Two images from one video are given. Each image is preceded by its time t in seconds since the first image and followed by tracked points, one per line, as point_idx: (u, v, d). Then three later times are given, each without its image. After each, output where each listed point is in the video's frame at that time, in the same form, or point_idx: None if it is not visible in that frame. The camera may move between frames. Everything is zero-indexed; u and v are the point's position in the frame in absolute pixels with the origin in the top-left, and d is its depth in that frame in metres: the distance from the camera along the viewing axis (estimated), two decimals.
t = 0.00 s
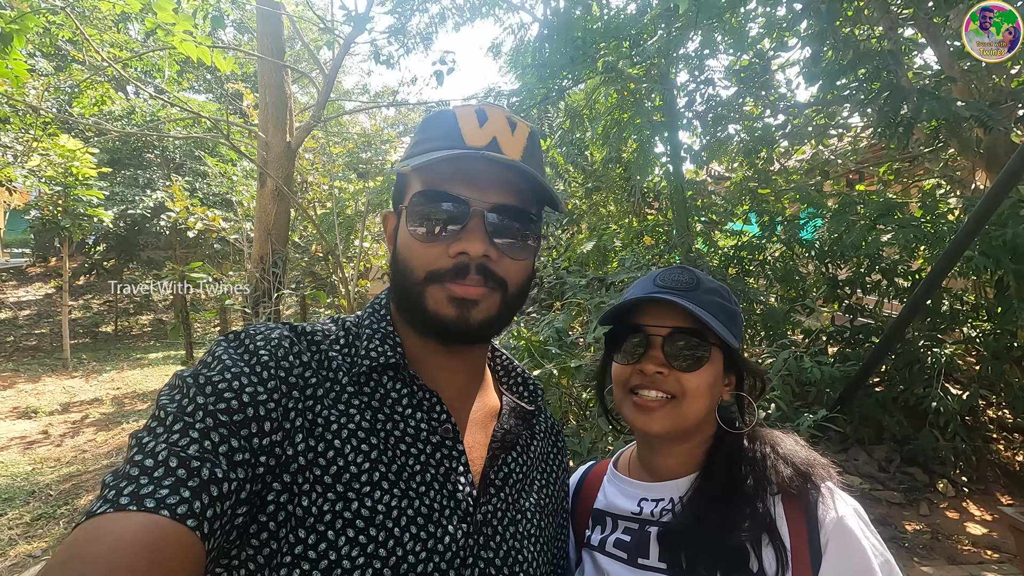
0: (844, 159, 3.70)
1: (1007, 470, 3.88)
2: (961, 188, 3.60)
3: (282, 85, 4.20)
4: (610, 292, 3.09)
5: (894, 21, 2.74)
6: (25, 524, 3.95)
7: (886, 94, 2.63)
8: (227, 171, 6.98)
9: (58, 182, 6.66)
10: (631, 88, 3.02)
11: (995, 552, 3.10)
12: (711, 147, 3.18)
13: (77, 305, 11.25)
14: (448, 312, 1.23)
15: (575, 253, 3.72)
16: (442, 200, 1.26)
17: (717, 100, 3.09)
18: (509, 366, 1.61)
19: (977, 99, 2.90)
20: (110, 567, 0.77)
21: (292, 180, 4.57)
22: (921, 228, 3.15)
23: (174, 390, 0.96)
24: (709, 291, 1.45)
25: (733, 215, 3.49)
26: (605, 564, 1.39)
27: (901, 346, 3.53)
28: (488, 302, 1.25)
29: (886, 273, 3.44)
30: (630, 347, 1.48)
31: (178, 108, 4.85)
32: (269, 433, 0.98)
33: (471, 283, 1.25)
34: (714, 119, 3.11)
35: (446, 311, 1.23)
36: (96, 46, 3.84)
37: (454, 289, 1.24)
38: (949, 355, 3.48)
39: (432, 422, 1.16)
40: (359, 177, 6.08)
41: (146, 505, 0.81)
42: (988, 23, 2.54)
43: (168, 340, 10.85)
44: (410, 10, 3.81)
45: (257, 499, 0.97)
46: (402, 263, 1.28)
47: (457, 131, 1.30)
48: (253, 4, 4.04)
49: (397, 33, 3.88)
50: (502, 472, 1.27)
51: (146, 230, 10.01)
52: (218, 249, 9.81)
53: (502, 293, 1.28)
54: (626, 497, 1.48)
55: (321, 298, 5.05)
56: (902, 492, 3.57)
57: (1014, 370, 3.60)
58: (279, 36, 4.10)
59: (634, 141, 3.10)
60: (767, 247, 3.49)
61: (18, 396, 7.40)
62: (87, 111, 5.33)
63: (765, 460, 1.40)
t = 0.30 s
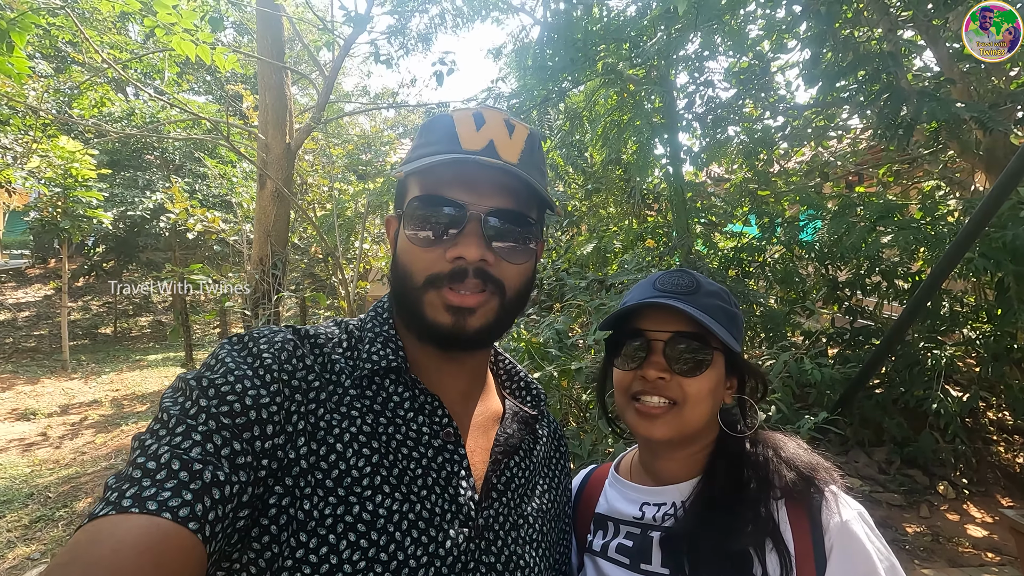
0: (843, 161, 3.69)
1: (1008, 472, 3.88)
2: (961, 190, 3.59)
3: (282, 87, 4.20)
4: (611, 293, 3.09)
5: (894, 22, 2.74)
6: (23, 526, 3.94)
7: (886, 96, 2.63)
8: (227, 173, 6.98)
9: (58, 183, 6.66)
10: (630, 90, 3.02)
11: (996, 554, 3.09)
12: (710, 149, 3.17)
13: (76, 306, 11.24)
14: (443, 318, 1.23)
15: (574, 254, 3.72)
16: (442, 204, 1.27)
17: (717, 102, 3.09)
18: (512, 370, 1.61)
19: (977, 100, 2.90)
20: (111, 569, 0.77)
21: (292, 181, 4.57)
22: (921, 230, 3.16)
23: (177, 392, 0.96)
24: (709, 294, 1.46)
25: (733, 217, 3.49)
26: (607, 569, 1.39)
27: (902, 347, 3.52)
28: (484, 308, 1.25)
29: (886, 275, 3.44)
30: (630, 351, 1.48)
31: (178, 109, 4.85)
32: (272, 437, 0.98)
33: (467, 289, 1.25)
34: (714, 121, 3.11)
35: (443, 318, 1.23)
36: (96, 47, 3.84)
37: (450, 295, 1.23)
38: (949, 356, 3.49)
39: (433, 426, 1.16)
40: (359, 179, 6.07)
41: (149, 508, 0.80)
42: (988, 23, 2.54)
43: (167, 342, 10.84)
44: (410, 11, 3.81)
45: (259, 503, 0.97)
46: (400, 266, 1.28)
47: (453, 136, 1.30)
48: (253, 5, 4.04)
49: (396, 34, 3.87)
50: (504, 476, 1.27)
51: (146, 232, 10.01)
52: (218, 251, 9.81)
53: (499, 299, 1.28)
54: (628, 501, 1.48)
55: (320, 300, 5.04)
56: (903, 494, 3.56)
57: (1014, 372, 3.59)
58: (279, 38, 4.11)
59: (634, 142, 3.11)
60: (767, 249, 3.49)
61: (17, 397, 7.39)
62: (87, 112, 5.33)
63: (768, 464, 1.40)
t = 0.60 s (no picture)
0: (842, 163, 3.70)
1: (1008, 475, 3.87)
2: (960, 192, 3.58)
3: (282, 89, 4.19)
4: (610, 296, 3.09)
5: (893, 25, 2.73)
6: (20, 529, 3.92)
7: (885, 99, 2.61)
8: (226, 175, 6.98)
9: (57, 185, 6.66)
10: (629, 92, 3.03)
11: (997, 557, 3.08)
12: (710, 151, 3.19)
13: (75, 308, 11.22)
14: (442, 323, 1.22)
15: (574, 257, 3.71)
16: (441, 210, 1.26)
17: (716, 105, 3.09)
18: (511, 375, 1.61)
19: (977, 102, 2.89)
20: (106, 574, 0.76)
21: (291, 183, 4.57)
22: (920, 232, 3.16)
23: (175, 395, 0.96)
24: (707, 296, 1.45)
25: (732, 219, 3.48)
26: None
27: (901, 350, 3.52)
28: (484, 313, 1.25)
29: (885, 277, 3.42)
30: (627, 356, 1.47)
31: (178, 111, 4.84)
32: (269, 441, 0.97)
33: (466, 295, 1.24)
34: (712, 123, 3.11)
35: (441, 323, 1.22)
36: (95, 48, 3.83)
37: (449, 299, 1.23)
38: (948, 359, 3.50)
39: (431, 430, 1.15)
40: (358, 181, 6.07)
41: (145, 512, 0.80)
42: (988, 23, 2.55)
43: (166, 344, 10.83)
44: (409, 14, 3.81)
45: (256, 507, 0.96)
46: (399, 272, 1.28)
47: (453, 142, 1.29)
48: (253, 8, 4.04)
49: (395, 36, 3.87)
50: (503, 481, 1.27)
51: (145, 234, 10.01)
52: (217, 253, 9.80)
53: (498, 305, 1.28)
54: (628, 508, 1.47)
55: (319, 302, 5.03)
56: (903, 497, 3.56)
57: (1014, 374, 3.59)
58: (279, 40, 4.11)
59: (634, 145, 3.12)
60: (767, 251, 3.48)
61: (15, 400, 7.37)
62: (86, 114, 5.32)
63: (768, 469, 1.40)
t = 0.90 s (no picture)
0: (841, 164, 3.70)
1: (1006, 475, 3.88)
2: (958, 194, 3.59)
3: (281, 90, 4.19)
4: (609, 296, 3.09)
5: (891, 26, 2.74)
6: (18, 531, 3.92)
7: (882, 100, 2.61)
8: (225, 176, 6.99)
9: (56, 186, 6.65)
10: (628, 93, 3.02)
11: (996, 558, 3.07)
12: (708, 152, 3.20)
13: (73, 309, 11.20)
14: (457, 322, 1.23)
15: (572, 257, 3.70)
16: (440, 206, 1.26)
17: (716, 106, 3.09)
18: (507, 372, 1.61)
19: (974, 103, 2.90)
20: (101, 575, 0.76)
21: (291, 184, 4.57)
22: (918, 233, 3.17)
23: (169, 394, 0.96)
24: (703, 292, 1.45)
25: (731, 220, 3.48)
26: None
27: (900, 351, 3.53)
28: (497, 308, 1.26)
29: (884, 278, 3.44)
30: (621, 353, 1.48)
31: (177, 112, 4.84)
32: (265, 439, 0.97)
33: (476, 291, 1.25)
34: (711, 124, 3.13)
35: (446, 321, 1.23)
36: (94, 49, 3.83)
37: (453, 296, 1.23)
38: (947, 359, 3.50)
39: (427, 429, 1.15)
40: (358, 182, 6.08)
41: (140, 511, 0.80)
42: (988, 23, 2.57)
43: (165, 345, 10.82)
44: (409, 15, 3.82)
45: (252, 506, 0.96)
46: (405, 273, 1.28)
47: (459, 137, 1.31)
48: (252, 9, 4.04)
49: (395, 36, 3.88)
50: (498, 479, 1.27)
51: (144, 234, 10.01)
52: (216, 253, 9.79)
53: (509, 300, 1.29)
54: (623, 508, 1.47)
55: (318, 302, 5.02)
56: (902, 497, 3.56)
57: (1012, 375, 3.59)
58: (278, 41, 4.12)
59: (632, 145, 3.12)
60: (766, 252, 3.47)
61: (13, 401, 7.37)
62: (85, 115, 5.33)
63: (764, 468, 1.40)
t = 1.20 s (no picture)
0: (840, 166, 3.72)
1: (1005, 476, 3.89)
2: (956, 195, 3.61)
3: (282, 91, 4.20)
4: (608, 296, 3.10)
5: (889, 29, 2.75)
6: (17, 530, 3.92)
7: (881, 101, 2.66)
8: (225, 177, 7.00)
9: (56, 186, 6.66)
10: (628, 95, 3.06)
11: (993, 557, 3.07)
12: (707, 154, 3.21)
13: (73, 310, 11.20)
14: (457, 319, 1.24)
15: (572, 257, 3.69)
16: (446, 203, 1.27)
17: (715, 107, 3.11)
18: (507, 368, 1.62)
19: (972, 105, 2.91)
20: (108, 564, 0.77)
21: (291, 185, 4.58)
22: (916, 233, 3.19)
23: (175, 386, 0.96)
24: (700, 289, 1.47)
25: (730, 221, 3.49)
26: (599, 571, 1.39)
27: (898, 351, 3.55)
28: (498, 306, 1.28)
29: (883, 279, 3.46)
30: (621, 349, 1.49)
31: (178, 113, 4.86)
32: (270, 430, 0.98)
33: (477, 288, 1.26)
34: (710, 125, 3.14)
35: (452, 318, 1.24)
36: (95, 50, 3.84)
37: (457, 292, 1.25)
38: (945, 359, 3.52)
39: (429, 422, 1.16)
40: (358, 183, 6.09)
41: (148, 500, 0.80)
42: (988, 23, 2.59)
43: (164, 346, 10.83)
44: (409, 16, 3.82)
45: (258, 495, 0.97)
46: (407, 269, 1.29)
47: (467, 138, 1.32)
48: (253, 10, 4.04)
49: (394, 38, 3.89)
50: (498, 473, 1.27)
51: (144, 235, 10.01)
52: (215, 255, 9.79)
53: (508, 298, 1.30)
54: (620, 504, 1.48)
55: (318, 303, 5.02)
56: (900, 498, 3.57)
57: (1010, 376, 3.60)
58: (279, 43, 4.13)
59: (631, 147, 3.13)
60: (765, 253, 3.47)
61: (13, 401, 7.37)
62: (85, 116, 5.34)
63: (762, 462, 1.41)
